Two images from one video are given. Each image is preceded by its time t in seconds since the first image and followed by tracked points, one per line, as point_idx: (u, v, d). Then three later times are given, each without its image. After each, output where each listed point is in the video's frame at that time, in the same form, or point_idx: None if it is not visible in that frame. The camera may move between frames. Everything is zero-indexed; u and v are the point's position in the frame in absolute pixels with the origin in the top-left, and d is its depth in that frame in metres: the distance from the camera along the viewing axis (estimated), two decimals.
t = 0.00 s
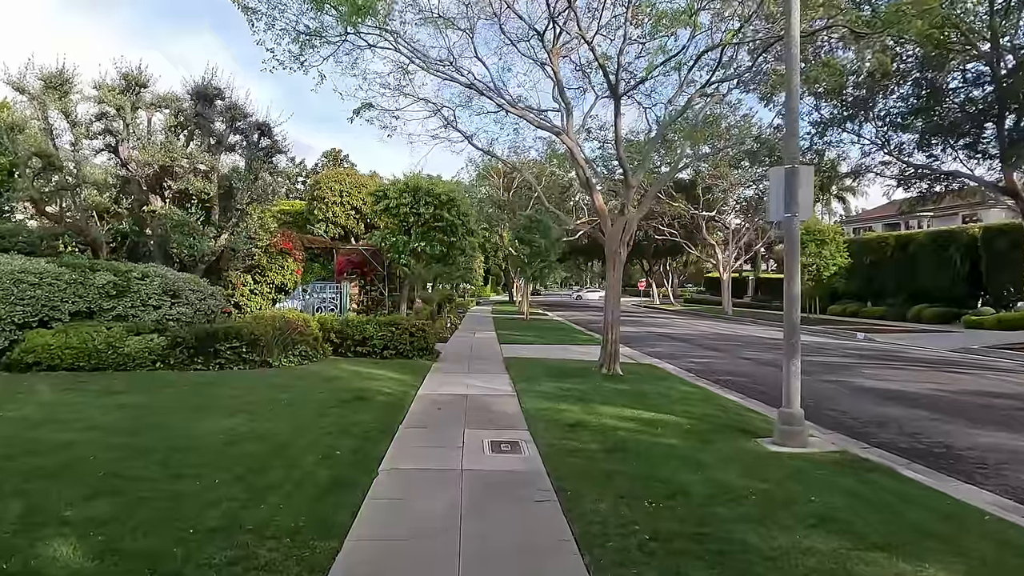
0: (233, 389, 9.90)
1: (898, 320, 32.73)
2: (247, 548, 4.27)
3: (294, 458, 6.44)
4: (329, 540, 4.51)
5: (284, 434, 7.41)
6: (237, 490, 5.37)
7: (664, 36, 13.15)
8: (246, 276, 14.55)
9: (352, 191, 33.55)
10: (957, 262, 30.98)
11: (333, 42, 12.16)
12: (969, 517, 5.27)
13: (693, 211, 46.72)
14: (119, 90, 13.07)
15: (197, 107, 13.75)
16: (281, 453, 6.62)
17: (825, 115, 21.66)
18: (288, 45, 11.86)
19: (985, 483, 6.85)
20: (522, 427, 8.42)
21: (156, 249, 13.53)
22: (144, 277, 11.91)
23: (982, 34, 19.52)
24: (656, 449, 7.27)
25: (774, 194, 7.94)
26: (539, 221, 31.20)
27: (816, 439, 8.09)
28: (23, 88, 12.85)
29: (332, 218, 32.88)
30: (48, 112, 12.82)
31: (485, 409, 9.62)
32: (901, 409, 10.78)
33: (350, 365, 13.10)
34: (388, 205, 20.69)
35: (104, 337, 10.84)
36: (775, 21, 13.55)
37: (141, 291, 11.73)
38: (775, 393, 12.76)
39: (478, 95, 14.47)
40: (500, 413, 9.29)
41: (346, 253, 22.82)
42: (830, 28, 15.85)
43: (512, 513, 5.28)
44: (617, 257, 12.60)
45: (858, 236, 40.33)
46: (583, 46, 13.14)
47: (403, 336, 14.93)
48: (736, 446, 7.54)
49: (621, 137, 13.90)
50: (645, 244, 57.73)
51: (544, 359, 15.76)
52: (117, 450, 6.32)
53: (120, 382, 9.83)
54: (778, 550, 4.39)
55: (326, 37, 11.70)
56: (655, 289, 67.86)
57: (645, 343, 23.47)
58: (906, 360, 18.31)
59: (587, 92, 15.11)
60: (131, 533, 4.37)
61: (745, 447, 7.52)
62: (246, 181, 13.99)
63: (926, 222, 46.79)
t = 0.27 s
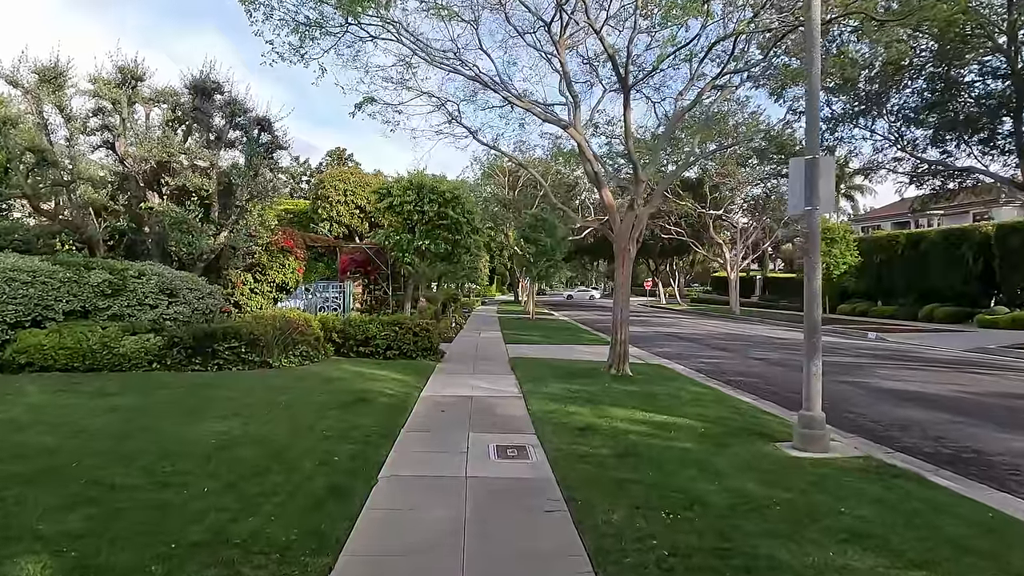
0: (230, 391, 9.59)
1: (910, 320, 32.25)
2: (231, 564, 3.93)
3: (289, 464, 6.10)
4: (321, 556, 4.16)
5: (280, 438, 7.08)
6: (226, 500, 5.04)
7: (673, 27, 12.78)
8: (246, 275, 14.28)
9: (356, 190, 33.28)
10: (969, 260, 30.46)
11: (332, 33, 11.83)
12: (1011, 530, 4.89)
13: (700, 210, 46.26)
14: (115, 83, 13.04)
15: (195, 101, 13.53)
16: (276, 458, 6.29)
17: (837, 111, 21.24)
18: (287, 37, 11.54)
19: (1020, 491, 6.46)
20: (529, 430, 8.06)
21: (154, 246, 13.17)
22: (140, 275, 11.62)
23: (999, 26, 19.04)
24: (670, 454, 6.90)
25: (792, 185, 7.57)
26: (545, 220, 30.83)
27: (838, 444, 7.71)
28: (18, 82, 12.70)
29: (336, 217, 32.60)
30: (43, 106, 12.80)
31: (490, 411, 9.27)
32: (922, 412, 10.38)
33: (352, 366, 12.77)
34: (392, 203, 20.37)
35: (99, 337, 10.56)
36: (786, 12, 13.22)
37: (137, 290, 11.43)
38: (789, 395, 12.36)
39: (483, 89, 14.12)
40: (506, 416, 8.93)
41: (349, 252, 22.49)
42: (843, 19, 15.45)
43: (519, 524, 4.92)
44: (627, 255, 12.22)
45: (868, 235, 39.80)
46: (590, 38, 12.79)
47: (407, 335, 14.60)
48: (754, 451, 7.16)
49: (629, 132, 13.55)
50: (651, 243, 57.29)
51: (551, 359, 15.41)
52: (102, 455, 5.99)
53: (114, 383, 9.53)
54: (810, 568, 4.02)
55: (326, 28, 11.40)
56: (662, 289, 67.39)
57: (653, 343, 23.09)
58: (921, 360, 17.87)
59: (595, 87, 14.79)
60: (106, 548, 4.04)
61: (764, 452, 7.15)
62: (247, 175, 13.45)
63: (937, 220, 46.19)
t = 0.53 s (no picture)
0: (225, 398, 9.27)
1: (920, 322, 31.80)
2: None
3: (281, 478, 5.77)
4: None
5: (274, 449, 6.75)
6: (211, 520, 4.71)
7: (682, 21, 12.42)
8: (245, 277, 14.04)
9: (359, 191, 32.97)
10: (981, 261, 30.01)
11: (332, 28, 11.51)
12: None
13: (706, 211, 45.86)
14: (110, 80, 12.82)
15: (193, 100, 13.20)
16: (268, 472, 5.96)
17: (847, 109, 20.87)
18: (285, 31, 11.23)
19: None
20: (534, 440, 7.72)
21: (150, 247, 12.98)
22: (135, 277, 11.29)
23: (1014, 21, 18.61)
24: (684, 467, 6.55)
25: (811, 183, 7.21)
26: (550, 220, 30.51)
27: (860, 455, 7.35)
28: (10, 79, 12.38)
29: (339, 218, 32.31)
30: (35, 103, 12.50)
31: (495, 419, 8.93)
32: (942, 419, 10.00)
33: (352, 370, 12.46)
34: (395, 203, 20.05)
35: (91, 341, 10.25)
36: (798, 6, 12.87)
37: (131, 292, 11.11)
38: (802, 400, 11.99)
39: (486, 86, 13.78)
40: (510, 424, 8.58)
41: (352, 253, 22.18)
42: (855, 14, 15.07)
43: (525, 545, 4.59)
44: (635, 256, 11.86)
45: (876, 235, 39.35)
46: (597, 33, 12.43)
47: (409, 339, 14.29)
48: (772, 463, 6.81)
49: (637, 130, 13.20)
50: (657, 244, 56.89)
51: (557, 363, 15.06)
52: (85, 469, 5.67)
53: (106, 389, 9.22)
54: None
55: (325, 22, 11.10)
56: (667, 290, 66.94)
57: (660, 345, 22.72)
58: (935, 363, 17.47)
59: (601, 84, 14.47)
60: None
61: (783, 465, 6.79)
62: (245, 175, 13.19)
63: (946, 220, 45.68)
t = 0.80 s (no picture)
0: (216, 399, 8.92)
1: (928, 322, 31.36)
2: None
3: (269, 485, 5.42)
4: None
5: (264, 452, 6.40)
6: (189, 533, 4.36)
7: (691, 11, 12.02)
8: (242, 275, 13.83)
9: (361, 189, 32.62)
10: (991, 260, 29.57)
11: (329, 18, 11.15)
12: None
13: (711, 210, 45.43)
14: (100, 71, 12.49)
15: (187, 92, 12.85)
16: (256, 477, 5.61)
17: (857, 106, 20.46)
18: (280, 21, 10.86)
19: None
20: (538, 444, 7.37)
21: (143, 243, 12.73)
22: (127, 274, 10.95)
23: None
24: (697, 473, 6.18)
25: (831, 173, 6.84)
26: (554, 219, 30.19)
27: (881, 461, 6.97)
28: None
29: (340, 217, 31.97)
30: (25, 96, 12.19)
31: (496, 421, 8.57)
32: (962, 423, 9.60)
33: (350, 370, 12.13)
34: (396, 200, 19.69)
35: (80, 340, 9.93)
36: None
37: (122, 290, 10.78)
38: (814, 402, 11.60)
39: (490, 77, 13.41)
40: (512, 427, 8.22)
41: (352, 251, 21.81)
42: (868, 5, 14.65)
43: (528, 559, 4.22)
44: (642, 253, 11.49)
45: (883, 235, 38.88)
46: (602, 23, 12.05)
47: (409, 338, 13.94)
48: (789, 469, 6.43)
49: (644, 123, 12.83)
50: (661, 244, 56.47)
51: (561, 363, 14.71)
52: (60, 475, 5.33)
53: (93, 390, 8.88)
54: None
55: (322, 11, 10.75)
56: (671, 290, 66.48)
57: (665, 345, 22.33)
58: (949, 365, 17.03)
59: (607, 77, 14.11)
60: None
61: (801, 471, 6.42)
62: (241, 170, 12.98)
63: (954, 220, 45.19)
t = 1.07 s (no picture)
0: (206, 407, 8.58)
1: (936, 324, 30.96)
2: None
3: (254, 504, 5.08)
4: None
5: (251, 467, 6.06)
6: (163, 562, 4.02)
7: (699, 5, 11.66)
8: (237, 276, 13.51)
9: (361, 189, 32.29)
10: (999, 261, 29.19)
11: (324, 12, 10.80)
12: None
13: (714, 210, 45.06)
14: (90, 67, 12.23)
15: (180, 88, 12.54)
16: (240, 496, 5.27)
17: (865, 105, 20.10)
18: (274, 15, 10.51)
19: None
20: (541, 457, 7.03)
21: (135, 244, 12.41)
22: (117, 276, 10.60)
23: None
24: (709, 491, 5.83)
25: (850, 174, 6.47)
26: (556, 220, 29.83)
27: (902, 476, 6.62)
28: None
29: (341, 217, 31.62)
30: (12, 93, 11.83)
31: (497, 431, 8.23)
32: (982, 432, 9.25)
33: (347, 375, 11.79)
34: (395, 200, 19.36)
35: (67, 344, 9.60)
36: None
37: (112, 292, 10.43)
38: (825, 408, 11.24)
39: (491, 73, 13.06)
40: (514, 438, 7.88)
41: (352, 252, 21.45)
42: None
43: None
44: (648, 255, 11.14)
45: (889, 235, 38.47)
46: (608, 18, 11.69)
47: (408, 342, 13.61)
48: (806, 486, 6.08)
49: (649, 121, 12.48)
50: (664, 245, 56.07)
51: (563, 368, 14.37)
52: (30, 495, 4.99)
53: (78, 397, 8.54)
54: None
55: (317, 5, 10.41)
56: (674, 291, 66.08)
57: (670, 348, 21.95)
58: (960, 369, 16.65)
59: (611, 74, 13.78)
60: None
61: (819, 488, 6.08)
62: (234, 169, 12.55)
63: (960, 220, 44.79)
